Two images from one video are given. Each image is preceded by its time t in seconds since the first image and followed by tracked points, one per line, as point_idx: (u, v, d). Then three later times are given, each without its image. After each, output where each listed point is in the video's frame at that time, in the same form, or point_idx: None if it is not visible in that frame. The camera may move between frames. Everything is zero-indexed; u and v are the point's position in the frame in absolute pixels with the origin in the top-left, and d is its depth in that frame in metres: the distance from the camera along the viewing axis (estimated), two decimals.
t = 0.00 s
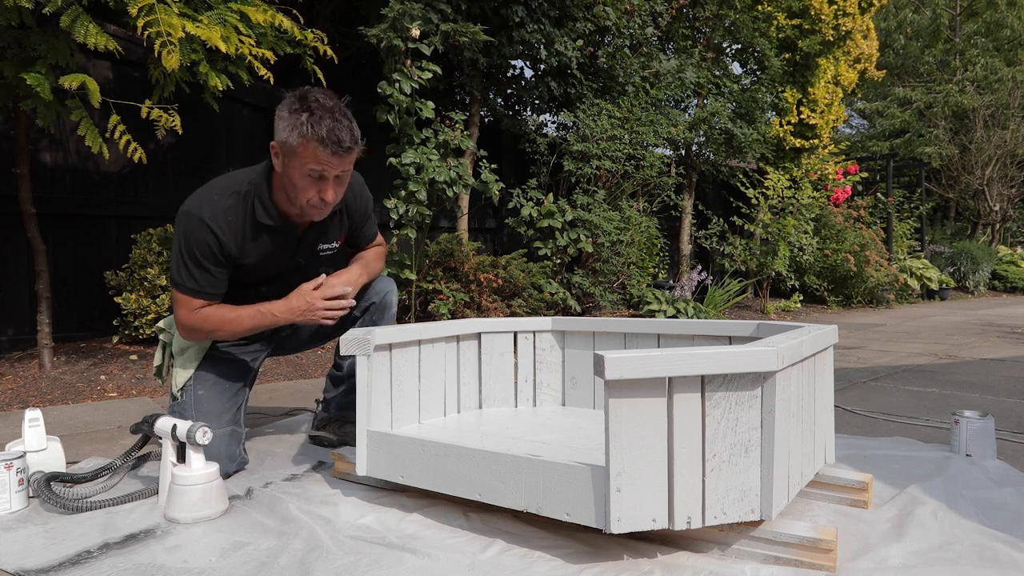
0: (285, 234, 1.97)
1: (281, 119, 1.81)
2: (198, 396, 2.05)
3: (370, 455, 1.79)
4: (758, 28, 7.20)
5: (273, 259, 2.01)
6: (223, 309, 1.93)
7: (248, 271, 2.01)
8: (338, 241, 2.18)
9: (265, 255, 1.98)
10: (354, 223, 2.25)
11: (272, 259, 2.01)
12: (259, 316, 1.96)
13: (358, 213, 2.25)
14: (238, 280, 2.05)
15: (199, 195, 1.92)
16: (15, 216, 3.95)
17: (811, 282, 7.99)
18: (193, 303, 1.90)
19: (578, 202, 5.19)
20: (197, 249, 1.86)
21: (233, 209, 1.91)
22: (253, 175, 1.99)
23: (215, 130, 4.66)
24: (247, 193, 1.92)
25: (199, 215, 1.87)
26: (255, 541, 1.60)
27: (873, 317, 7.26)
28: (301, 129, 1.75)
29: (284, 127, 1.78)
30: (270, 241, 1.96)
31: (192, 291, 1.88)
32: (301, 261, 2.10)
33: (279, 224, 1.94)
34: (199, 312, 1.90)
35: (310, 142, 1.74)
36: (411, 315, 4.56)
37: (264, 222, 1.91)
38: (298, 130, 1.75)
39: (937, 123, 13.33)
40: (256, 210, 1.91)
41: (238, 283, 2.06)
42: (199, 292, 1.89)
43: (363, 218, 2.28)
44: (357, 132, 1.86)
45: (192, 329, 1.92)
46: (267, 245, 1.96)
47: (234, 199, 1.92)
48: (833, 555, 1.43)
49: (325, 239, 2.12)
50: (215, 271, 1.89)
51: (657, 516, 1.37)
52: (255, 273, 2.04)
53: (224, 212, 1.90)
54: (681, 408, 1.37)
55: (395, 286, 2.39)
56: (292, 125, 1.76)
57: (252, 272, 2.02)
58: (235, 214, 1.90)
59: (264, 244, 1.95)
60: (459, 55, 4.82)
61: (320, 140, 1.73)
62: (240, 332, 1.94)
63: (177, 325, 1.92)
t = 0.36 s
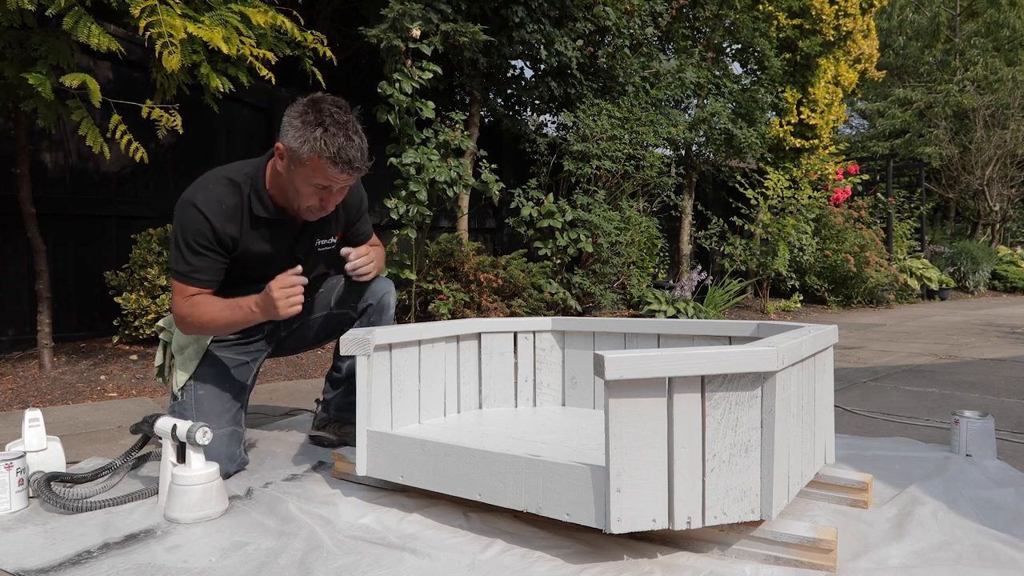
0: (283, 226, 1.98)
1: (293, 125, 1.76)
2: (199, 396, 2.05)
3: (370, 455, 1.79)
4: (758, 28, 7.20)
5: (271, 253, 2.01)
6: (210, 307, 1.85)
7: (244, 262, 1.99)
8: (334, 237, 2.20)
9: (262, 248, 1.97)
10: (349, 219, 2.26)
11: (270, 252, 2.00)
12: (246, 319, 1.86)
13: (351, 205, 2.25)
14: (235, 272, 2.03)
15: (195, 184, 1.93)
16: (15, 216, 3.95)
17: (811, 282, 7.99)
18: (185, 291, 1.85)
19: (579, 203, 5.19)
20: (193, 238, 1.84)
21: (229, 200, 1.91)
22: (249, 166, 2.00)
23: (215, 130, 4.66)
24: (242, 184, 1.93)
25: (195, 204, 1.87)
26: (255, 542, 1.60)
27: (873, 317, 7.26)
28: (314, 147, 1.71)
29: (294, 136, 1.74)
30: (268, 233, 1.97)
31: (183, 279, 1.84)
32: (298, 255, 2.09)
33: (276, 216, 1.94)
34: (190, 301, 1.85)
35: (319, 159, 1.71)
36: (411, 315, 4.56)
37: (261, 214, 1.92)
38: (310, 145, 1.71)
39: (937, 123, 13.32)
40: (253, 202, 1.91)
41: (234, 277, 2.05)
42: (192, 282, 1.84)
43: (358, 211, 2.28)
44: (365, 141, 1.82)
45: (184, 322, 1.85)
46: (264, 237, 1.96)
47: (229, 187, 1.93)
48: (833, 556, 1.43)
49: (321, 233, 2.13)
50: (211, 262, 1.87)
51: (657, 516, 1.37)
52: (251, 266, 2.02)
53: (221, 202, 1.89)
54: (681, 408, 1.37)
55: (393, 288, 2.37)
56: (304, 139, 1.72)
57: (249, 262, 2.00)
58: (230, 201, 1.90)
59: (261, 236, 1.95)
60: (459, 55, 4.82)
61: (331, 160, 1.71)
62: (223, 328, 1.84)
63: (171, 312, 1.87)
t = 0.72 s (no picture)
0: (261, 220, 1.97)
1: (265, 122, 1.76)
2: (198, 396, 2.04)
3: (370, 455, 1.79)
4: (758, 28, 7.20)
5: (250, 247, 1.99)
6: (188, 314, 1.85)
7: (224, 261, 1.99)
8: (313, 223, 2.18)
9: (240, 242, 1.96)
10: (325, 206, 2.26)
11: (249, 247, 1.99)
12: (222, 330, 1.84)
13: (323, 191, 2.24)
14: (215, 272, 2.03)
15: (173, 186, 1.93)
16: (15, 216, 3.95)
17: (811, 282, 7.99)
18: (162, 294, 1.85)
19: (578, 203, 5.19)
20: (169, 237, 1.84)
21: (205, 198, 1.91)
22: (224, 164, 2.00)
23: (215, 130, 4.66)
24: (218, 181, 1.94)
25: (170, 204, 1.88)
26: (255, 542, 1.60)
27: (873, 317, 7.26)
28: (286, 146, 1.71)
29: (267, 134, 1.74)
30: (247, 230, 1.96)
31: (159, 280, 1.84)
32: (281, 248, 2.07)
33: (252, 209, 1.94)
34: (165, 305, 1.85)
35: (292, 157, 1.71)
36: (412, 315, 4.56)
37: (236, 207, 1.91)
38: (282, 145, 1.71)
39: (937, 123, 13.32)
40: (228, 198, 1.91)
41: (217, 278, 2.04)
42: (167, 283, 1.85)
43: (332, 197, 2.27)
44: (339, 137, 1.81)
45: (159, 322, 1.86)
46: (242, 230, 1.95)
47: (207, 187, 1.93)
48: (833, 556, 1.43)
49: (300, 220, 2.11)
50: (186, 260, 1.87)
51: (657, 516, 1.37)
52: (232, 264, 2.01)
53: (196, 200, 1.90)
54: (682, 408, 1.37)
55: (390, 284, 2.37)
56: (276, 137, 1.72)
57: (228, 262, 2.00)
58: (208, 201, 1.91)
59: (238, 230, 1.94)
60: (459, 55, 4.82)
61: (303, 159, 1.71)
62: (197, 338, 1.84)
63: (145, 316, 1.87)
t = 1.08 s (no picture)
0: (245, 228, 1.95)
1: (259, 141, 1.73)
2: (192, 398, 2.05)
3: (370, 455, 1.79)
4: (758, 28, 7.20)
5: (234, 256, 1.99)
6: (164, 318, 1.83)
7: (208, 267, 1.98)
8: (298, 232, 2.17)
9: (224, 251, 1.96)
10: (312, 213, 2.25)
11: (232, 256, 1.98)
12: (199, 337, 1.82)
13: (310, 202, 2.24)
14: (199, 278, 2.02)
15: (157, 194, 1.93)
16: (15, 216, 3.95)
17: (811, 282, 7.98)
18: (140, 298, 1.84)
19: (579, 202, 5.19)
20: (152, 244, 1.84)
21: (190, 205, 1.91)
22: (210, 172, 2.00)
23: (215, 130, 4.66)
24: (203, 189, 1.94)
25: (155, 212, 1.88)
26: (255, 542, 1.60)
27: (873, 317, 7.26)
28: (289, 166, 1.71)
29: (266, 156, 1.71)
30: (232, 238, 1.95)
31: (138, 286, 1.83)
32: (264, 257, 2.07)
33: (237, 219, 1.93)
34: (143, 309, 1.84)
35: (297, 177, 1.73)
36: (412, 315, 4.56)
37: (220, 217, 1.91)
38: (286, 166, 1.71)
39: (937, 123, 13.32)
40: (213, 206, 1.90)
41: (202, 284, 2.04)
42: (148, 289, 1.84)
43: (318, 208, 2.27)
44: (331, 147, 1.84)
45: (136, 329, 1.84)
46: (225, 240, 1.94)
47: (191, 194, 1.93)
48: (833, 555, 1.43)
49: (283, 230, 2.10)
50: (169, 268, 1.87)
51: (657, 516, 1.37)
52: (216, 270, 2.00)
53: (181, 208, 1.90)
54: (682, 408, 1.37)
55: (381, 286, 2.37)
56: (278, 158, 1.71)
57: (211, 268, 1.99)
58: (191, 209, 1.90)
59: (222, 240, 1.93)
60: (459, 55, 4.82)
61: (309, 176, 1.73)
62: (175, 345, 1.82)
63: (121, 320, 1.86)
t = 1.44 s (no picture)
0: (262, 235, 1.95)
1: (287, 148, 1.75)
2: (191, 397, 2.04)
3: (370, 454, 1.79)
4: (758, 28, 7.21)
5: (246, 260, 1.98)
6: (171, 319, 1.80)
7: (217, 271, 1.97)
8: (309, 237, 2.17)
9: (237, 256, 1.95)
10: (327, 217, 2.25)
11: (245, 261, 1.98)
12: (206, 337, 1.80)
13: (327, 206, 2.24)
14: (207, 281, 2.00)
15: (170, 197, 1.89)
16: (15, 216, 3.95)
17: (811, 281, 7.99)
18: (146, 298, 1.80)
19: (578, 202, 5.19)
20: (167, 249, 1.81)
21: (206, 210, 1.88)
22: (225, 178, 1.97)
23: (215, 130, 4.65)
24: (219, 196, 1.91)
25: (170, 216, 1.84)
26: (255, 542, 1.59)
27: (873, 317, 7.26)
28: (325, 168, 1.76)
29: (300, 162, 1.74)
30: (247, 244, 1.94)
31: (148, 289, 1.79)
32: (275, 261, 2.07)
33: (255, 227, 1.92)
34: (148, 311, 1.80)
35: (333, 177, 1.77)
36: (411, 315, 4.56)
37: (239, 224, 1.89)
38: (322, 169, 1.75)
39: (936, 123, 13.33)
40: (231, 213, 1.89)
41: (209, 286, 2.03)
42: (157, 292, 1.80)
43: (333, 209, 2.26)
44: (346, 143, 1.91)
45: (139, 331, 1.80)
46: (241, 246, 1.93)
47: (208, 202, 1.90)
48: (833, 556, 1.43)
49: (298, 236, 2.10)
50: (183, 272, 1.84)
51: (657, 516, 1.37)
52: (225, 273, 1.99)
53: (197, 213, 1.87)
54: (682, 408, 1.37)
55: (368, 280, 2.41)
56: (313, 162, 1.75)
57: (222, 272, 1.98)
58: (208, 215, 1.88)
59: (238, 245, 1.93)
60: (459, 55, 4.82)
61: (344, 175, 1.79)
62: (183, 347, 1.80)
63: (123, 320, 1.81)
